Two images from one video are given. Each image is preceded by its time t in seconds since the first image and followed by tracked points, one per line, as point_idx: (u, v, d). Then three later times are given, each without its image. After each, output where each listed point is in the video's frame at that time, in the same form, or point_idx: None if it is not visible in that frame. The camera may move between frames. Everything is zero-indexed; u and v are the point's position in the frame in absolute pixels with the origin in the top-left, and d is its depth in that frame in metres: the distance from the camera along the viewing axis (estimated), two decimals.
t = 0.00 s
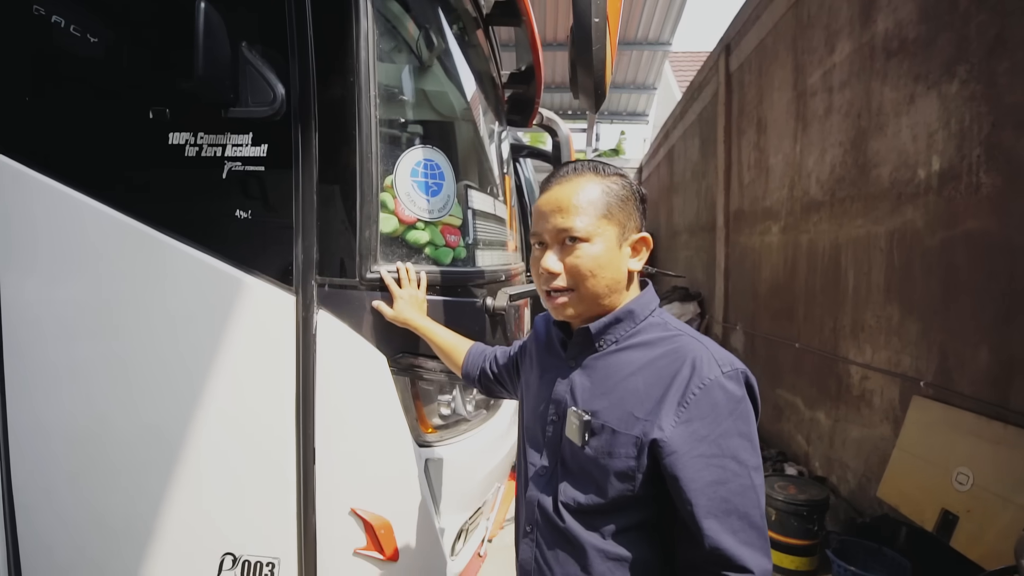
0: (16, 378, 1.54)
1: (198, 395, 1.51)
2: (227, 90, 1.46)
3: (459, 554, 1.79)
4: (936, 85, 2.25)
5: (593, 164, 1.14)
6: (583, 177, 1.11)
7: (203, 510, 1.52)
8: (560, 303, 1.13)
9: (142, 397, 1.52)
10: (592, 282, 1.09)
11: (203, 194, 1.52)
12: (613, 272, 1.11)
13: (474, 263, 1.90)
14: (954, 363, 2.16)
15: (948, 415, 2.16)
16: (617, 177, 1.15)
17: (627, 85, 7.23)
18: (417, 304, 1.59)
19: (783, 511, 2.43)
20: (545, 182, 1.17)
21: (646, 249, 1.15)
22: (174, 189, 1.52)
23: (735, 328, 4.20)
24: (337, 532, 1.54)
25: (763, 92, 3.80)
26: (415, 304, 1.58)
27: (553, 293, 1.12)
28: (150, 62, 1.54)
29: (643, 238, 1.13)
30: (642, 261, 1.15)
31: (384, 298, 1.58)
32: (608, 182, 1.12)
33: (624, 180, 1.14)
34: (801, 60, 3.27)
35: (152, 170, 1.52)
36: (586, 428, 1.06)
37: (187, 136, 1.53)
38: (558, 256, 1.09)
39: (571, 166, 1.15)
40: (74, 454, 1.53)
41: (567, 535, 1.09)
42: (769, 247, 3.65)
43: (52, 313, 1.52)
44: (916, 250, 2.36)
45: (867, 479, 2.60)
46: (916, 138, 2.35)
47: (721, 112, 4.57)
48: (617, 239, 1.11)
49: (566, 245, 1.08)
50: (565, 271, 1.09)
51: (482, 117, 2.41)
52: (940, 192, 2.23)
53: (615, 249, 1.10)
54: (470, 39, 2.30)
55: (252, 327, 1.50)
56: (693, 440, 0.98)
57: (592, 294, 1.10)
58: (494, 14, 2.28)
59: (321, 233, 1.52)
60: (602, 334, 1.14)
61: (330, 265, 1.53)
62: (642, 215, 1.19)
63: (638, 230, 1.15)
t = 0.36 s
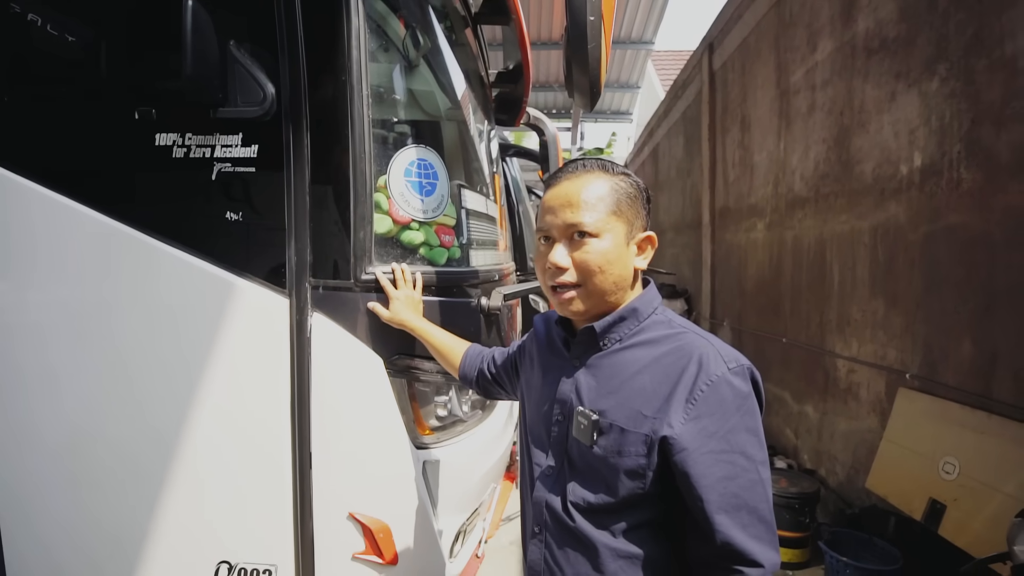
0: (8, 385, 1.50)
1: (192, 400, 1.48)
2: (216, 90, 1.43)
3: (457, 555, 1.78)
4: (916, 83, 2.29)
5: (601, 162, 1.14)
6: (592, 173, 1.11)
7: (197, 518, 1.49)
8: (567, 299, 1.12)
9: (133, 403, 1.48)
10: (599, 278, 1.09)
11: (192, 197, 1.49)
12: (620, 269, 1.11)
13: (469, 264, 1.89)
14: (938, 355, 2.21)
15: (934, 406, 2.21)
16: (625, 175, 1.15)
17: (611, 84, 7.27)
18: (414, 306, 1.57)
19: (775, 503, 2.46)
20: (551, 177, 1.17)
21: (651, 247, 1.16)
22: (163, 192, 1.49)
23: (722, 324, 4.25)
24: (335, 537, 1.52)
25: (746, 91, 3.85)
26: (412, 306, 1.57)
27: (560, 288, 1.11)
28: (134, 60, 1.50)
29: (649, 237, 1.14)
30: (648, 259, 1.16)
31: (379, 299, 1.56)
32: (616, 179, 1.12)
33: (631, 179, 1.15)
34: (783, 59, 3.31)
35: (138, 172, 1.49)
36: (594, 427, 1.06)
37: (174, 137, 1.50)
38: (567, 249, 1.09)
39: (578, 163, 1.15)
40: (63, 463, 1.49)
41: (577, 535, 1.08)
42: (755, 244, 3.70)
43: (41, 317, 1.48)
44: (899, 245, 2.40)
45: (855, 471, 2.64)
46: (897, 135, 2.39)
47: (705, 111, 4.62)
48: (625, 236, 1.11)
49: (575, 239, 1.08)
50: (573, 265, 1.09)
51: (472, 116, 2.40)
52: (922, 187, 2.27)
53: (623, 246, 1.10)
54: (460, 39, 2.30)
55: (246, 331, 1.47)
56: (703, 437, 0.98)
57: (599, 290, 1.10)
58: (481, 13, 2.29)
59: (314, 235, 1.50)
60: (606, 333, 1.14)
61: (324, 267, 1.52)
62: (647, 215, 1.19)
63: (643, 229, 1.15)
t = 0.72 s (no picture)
0: (11, 386, 1.50)
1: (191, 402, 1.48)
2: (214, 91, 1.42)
3: (455, 560, 1.77)
4: (922, 86, 2.27)
5: (598, 166, 1.13)
6: (587, 176, 1.10)
7: (195, 519, 1.48)
8: (559, 302, 1.11)
9: (133, 403, 1.48)
10: (591, 280, 1.07)
11: (191, 198, 1.49)
12: (614, 272, 1.09)
13: (468, 266, 1.88)
14: (944, 361, 2.18)
15: (939, 413, 2.18)
16: (623, 178, 1.14)
17: (615, 86, 7.25)
18: (410, 308, 1.57)
19: (778, 510, 2.44)
20: (548, 180, 1.16)
21: (647, 251, 1.14)
22: (162, 193, 1.49)
23: (726, 328, 4.23)
24: (331, 541, 1.51)
25: (751, 94, 3.82)
26: (408, 308, 1.56)
27: (552, 291, 1.10)
28: (135, 62, 1.49)
29: (645, 241, 1.12)
30: (644, 263, 1.14)
31: (377, 302, 1.55)
32: (612, 182, 1.10)
33: (628, 182, 1.13)
34: (788, 61, 3.29)
35: (137, 173, 1.49)
36: (591, 431, 1.05)
37: (174, 138, 1.50)
38: (559, 252, 1.08)
39: (575, 166, 1.14)
40: (63, 463, 1.49)
41: (574, 543, 1.07)
42: (759, 247, 3.67)
43: (43, 317, 1.48)
44: (904, 250, 2.38)
45: (859, 477, 2.62)
46: (903, 138, 2.37)
47: (710, 113, 4.59)
48: (619, 239, 1.09)
49: (568, 241, 1.07)
50: (566, 268, 1.08)
51: (473, 118, 2.39)
52: (928, 191, 2.25)
53: (617, 249, 1.09)
54: (462, 40, 2.29)
55: (244, 332, 1.47)
56: (701, 441, 0.97)
57: (591, 292, 1.08)
58: (484, 15, 2.28)
59: (312, 237, 1.50)
60: (603, 337, 1.13)
61: (321, 269, 1.51)
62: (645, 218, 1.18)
63: (640, 233, 1.14)
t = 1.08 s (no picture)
0: (23, 384, 1.52)
1: (198, 401, 1.48)
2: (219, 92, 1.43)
3: (462, 562, 1.75)
4: (946, 79, 2.20)
5: (600, 164, 1.10)
6: (588, 175, 1.08)
7: (202, 517, 1.49)
8: (556, 302, 1.09)
9: (142, 403, 1.49)
10: (588, 281, 1.05)
11: (198, 199, 1.50)
12: (613, 273, 1.07)
13: (474, 266, 1.87)
14: (970, 364, 2.10)
15: (964, 418, 2.10)
16: (625, 177, 1.11)
17: (631, 85, 7.18)
18: (416, 308, 1.56)
19: (795, 516, 2.38)
20: (550, 180, 1.15)
21: (649, 252, 1.11)
22: (170, 194, 1.50)
23: (743, 329, 4.16)
24: (336, 542, 1.51)
25: (768, 90, 3.75)
26: (414, 309, 1.55)
27: (550, 291, 1.09)
28: (144, 65, 1.51)
29: (647, 241, 1.10)
30: (646, 264, 1.11)
31: (381, 302, 1.54)
32: (613, 181, 1.08)
33: (630, 181, 1.11)
34: (806, 56, 3.22)
35: (145, 175, 1.50)
36: (588, 435, 1.03)
37: (181, 139, 1.51)
38: (557, 251, 1.06)
39: (577, 165, 1.12)
40: (74, 461, 1.51)
41: (571, 549, 1.05)
42: (776, 246, 3.60)
43: (54, 317, 1.50)
44: (927, 248, 2.30)
45: (881, 483, 2.54)
46: (926, 133, 2.29)
47: (727, 111, 4.52)
48: (619, 239, 1.07)
49: (566, 241, 1.05)
50: (563, 268, 1.06)
51: (482, 119, 2.38)
52: (952, 188, 2.18)
53: (616, 250, 1.06)
54: (469, 39, 2.27)
55: (250, 332, 1.47)
56: (701, 447, 0.94)
57: (588, 293, 1.06)
58: (493, 13, 2.24)
59: (317, 238, 1.50)
60: (603, 338, 1.10)
61: (326, 269, 1.50)
62: (648, 218, 1.15)
63: (643, 232, 1.11)
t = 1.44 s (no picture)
0: (37, 384, 1.55)
1: (204, 401, 1.50)
2: (225, 94, 1.44)
3: (467, 565, 1.74)
4: (969, 73, 2.13)
5: (597, 164, 1.09)
6: (584, 175, 1.07)
7: (209, 516, 1.51)
8: (552, 303, 1.08)
9: (150, 402, 1.51)
10: (584, 282, 1.04)
11: (205, 201, 1.51)
12: (609, 275, 1.05)
13: (480, 267, 1.87)
14: (993, 368, 2.03)
15: (988, 424, 2.03)
16: (622, 177, 1.09)
17: (647, 83, 7.12)
18: (420, 309, 1.55)
19: (810, 522, 2.33)
20: (546, 180, 1.13)
21: (646, 253, 1.10)
22: (178, 196, 1.51)
23: (760, 330, 4.09)
24: (340, 542, 1.51)
25: (785, 86, 3.68)
26: (418, 309, 1.55)
27: (545, 292, 1.07)
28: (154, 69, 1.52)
29: (644, 242, 1.08)
30: (642, 264, 1.10)
31: (385, 303, 1.54)
32: (610, 182, 1.06)
33: (627, 181, 1.09)
34: (824, 52, 3.15)
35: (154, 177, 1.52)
36: (581, 436, 1.02)
37: (189, 142, 1.52)
38: (553, 253, 1.05)
39: (574, 165, 1.11)
40: (85, 459, 1.54)
41: (567, 554, 1.04)
42: (794, 246, 3.53)
43: (65, 318, 1.53)
44: (949, 248, 2.23)
45: (901, 489, 2.48)
46: (948, 129, 2.22)
47: (744, 108, 4.44)
48: (615, 240, 1.05)
49: (562, 242, 1.04)
50: (559, 269, 1.05)
51: (491, 121, 2.37)
52: (976, 186, 2.11)
53: (613, 251, 1.05)
54: (478, 38, 2.25)
55: (255, 332, 1.48)
56: (695, 447, 0.92)
57: (584, 295, 1.05)
58: (501, 11, 2.21)
59: (321, 239, 1.50)
60: (597, 338, 1.09)
61: (331, 270, 1.51)
62: (646, 217, 1.13)
63: (638, 233, 1.10)
